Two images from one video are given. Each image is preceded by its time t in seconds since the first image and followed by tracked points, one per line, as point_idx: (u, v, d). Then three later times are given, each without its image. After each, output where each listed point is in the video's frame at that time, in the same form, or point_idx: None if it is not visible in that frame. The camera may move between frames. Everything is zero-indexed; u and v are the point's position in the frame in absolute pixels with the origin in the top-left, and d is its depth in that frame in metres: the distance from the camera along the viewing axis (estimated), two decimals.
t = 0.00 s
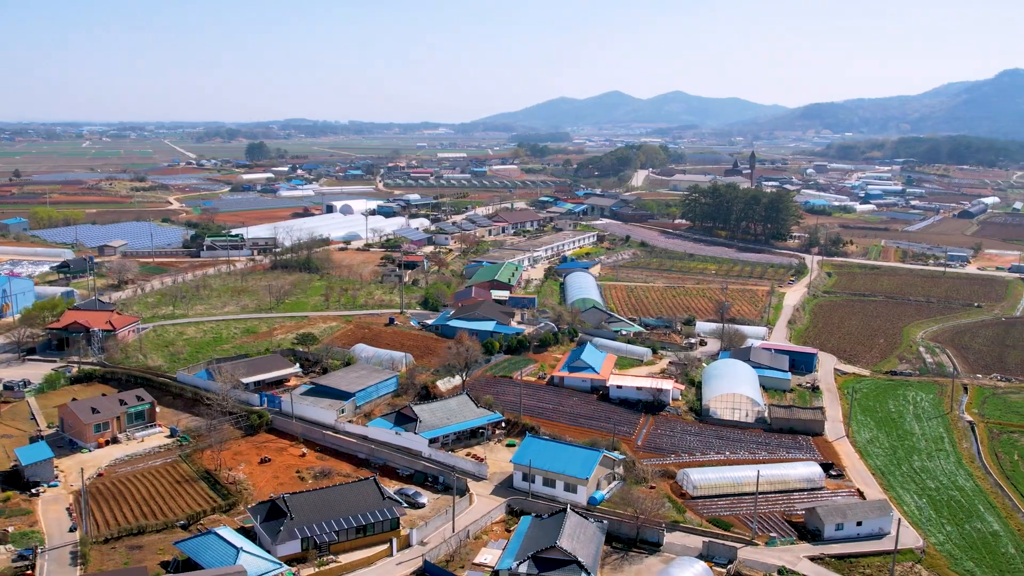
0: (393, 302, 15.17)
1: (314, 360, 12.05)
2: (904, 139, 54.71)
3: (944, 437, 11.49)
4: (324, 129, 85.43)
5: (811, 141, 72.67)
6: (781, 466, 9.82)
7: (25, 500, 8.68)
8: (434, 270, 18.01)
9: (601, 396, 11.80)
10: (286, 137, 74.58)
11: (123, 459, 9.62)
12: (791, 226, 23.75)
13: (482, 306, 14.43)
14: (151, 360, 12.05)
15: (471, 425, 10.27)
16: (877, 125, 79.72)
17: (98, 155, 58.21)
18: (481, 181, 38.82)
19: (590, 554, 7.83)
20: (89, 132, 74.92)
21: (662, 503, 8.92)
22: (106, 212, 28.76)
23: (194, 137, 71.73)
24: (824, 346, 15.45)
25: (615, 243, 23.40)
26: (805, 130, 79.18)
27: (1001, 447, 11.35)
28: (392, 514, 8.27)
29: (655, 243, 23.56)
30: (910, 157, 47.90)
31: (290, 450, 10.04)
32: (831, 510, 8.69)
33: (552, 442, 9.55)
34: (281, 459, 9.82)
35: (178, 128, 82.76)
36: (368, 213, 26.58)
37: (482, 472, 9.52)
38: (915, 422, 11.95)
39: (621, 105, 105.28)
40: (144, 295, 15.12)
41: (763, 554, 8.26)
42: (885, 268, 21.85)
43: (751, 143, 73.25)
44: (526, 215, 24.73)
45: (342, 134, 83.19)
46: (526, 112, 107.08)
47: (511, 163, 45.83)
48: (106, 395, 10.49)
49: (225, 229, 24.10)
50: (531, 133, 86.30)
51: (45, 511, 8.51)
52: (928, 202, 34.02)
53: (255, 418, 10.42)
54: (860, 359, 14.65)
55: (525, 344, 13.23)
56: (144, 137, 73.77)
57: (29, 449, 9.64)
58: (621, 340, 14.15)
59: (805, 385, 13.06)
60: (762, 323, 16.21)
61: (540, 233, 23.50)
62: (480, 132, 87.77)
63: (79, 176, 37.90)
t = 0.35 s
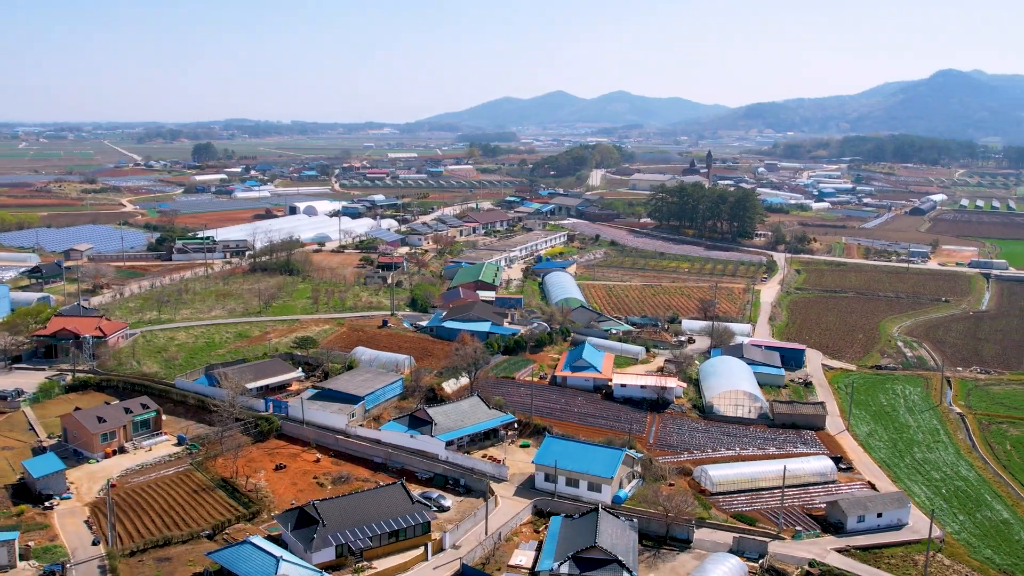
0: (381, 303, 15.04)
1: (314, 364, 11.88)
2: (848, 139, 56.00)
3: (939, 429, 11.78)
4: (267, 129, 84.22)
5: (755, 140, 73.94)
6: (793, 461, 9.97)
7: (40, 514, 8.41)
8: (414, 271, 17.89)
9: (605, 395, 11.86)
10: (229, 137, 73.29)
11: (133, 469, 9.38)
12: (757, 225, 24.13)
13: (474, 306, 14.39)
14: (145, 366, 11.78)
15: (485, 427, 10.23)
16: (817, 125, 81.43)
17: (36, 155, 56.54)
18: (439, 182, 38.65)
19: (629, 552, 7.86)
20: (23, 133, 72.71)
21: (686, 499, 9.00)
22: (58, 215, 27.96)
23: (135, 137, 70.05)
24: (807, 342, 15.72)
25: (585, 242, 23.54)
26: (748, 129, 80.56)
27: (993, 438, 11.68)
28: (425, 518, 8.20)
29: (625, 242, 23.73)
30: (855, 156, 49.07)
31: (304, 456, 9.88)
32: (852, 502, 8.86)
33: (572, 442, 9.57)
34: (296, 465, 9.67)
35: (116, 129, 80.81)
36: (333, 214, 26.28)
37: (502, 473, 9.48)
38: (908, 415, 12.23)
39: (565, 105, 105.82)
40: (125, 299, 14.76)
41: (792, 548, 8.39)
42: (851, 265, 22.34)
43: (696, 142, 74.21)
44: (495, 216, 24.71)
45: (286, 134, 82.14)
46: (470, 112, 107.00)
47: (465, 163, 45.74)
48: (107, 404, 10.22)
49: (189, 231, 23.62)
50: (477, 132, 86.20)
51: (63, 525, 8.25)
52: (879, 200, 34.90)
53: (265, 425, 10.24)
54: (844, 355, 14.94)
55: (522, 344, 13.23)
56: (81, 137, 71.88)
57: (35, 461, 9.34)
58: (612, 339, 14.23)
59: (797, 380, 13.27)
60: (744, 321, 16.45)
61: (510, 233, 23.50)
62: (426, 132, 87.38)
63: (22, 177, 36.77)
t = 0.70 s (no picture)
0: (367, 305, 14.89)
1: (313, 368, 11.71)
2: (789, 138, 57.16)
3: (928, 420, 12.09)
4: (205, 129, 82.65)
5: (697, 139, 74.95)
6: (803, 455, 10.14)
7: (56, 527, 8.14)
8: (391, 272, 17.76)
9: (606, 394, 11.90)
10: (168, 137, 71.72)
11: (144, 479, 9.13)
12: (720, 223, 24.49)
13: (462, 306, 14.32)
14: (138, 373, 11.48)
15: (497, 428, 10.20)
16: (756, 124, 82.92)
17: None
18: (393, 182, 38.41)
19: (665, 549, 7.92)
20: None
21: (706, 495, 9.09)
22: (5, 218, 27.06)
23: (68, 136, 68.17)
24: (786, 338, 16.00)
25: (553, 241, 23.62)
26: (689, 129, 81.64)
27: (981, 428, 12.03)
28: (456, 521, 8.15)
29: (591, 241, 23.87)
30: (799, 155, 50.11)
31: (317, 461, 9.73)
32: (869, 494, 9.05)
33: (589, 442, 9.59)
34: (311, 471, 9.52)
35: (48, 129, 78.47)
36: (294, 215, 25.92)
37: (521, 474, 9.47)
38: (897, 408, 12.51)
39: (506, 104, 105.98)
40: (102, 305, 14.36)
41: (816, 541, 8.54)
42: (813, 262, 22.80)
43: (638, 142, 74.96)
44: (461, 216, 24.64)
45: (225, 133, 80.75)
46: (411, 112, 106.51)
47: (416, 163, 45.51)
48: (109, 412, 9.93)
49: (149, 233, 23.06)
50: (420, 132, 85.82)
51: (82, 539, 7.98)
52: (828, 198, 35.71)
53: (274, 430, 10.05)
54: (825, 350, 15.24)
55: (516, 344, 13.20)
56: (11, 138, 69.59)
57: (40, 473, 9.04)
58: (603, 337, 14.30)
59: (786, 375, 13.50)
60: (724, 318, 16.67)
61: (478, 233, 23.46)
62: (367, 131, 86.68)
63: None
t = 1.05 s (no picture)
0: (354, 306, 14.72)
1: (313, 372, 11.53)
2: (734, 137, 58.04)
3: (919, 413, 12.38)
4: (142, 129, 80.78)
5: (640, 138, 75.66)
6: (811, 449, 10.32)
7: (77, 541, 7.90)
8: (370, 273, 17.57)
9: (608, 393, 11.95)
10: (104, 138, 69.90)
11: (159, 489, 8.90)
12: (685, 221, 24.76)
13: (452, 307, 14.25)
14: (134, 380, 11.17)
15: (511, 429, 10.18)
16: (697, 123, 84.06)
17: None
18: (347, 182, 38.02)
19: (699, 545, 8.01)
20: None
21: (728, 491, 9.20)
22: None
23: None
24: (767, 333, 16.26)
25: (522, 241, 23.62)
26: (631, 128, 82.39)
27: (969, 419, 12.36)
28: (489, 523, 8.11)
29: (560, 241, 23.94)
30: (745, 154, 50.94)
31: (332, 466, 9.60)
32: (883, 486, 9.25)
33: (607, 441, 9.63)
34: (328, 476, 9.38)
35: None
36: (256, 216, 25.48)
37: (540, 474, 9.47)
38: (887, 400, 12.80)
39: (448, 104, 105.69)
40: (81, 310, 13.94)
41: (839, 533, 8.70)
42: (778, 259, 23.19)
43: (583, 141, 75.38)
44: (428, 216, 24.49)
45: (162, 133, 79.03)
46: (352, 111, 105.53)
47: (367, 163, 45.11)
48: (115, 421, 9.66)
49: (108, 235, 22.44)
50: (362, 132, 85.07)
51: (108, 551, 7.74)
52: (779, 196, 36.36)
53: (285, 436, 9.88)
54: (808, 346, 15.51)
55: (512, 344, 13.17)
56: None
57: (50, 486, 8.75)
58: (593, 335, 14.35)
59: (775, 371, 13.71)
60: (704, 314, 16.86)
61: (446, 233, 23.35)
62: (309, 131, 85.61)
63: None
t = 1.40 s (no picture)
0: (356, 308, 14.60)
1: (330, 375, 11.41)
2: (695, 137, 58.61)
3: (924, 407, 12.62)
4: (92, 129, 79.13)
5: (600, 138, 76.08)
6: (832, 444, 10.46)
7: (119, 550, 7.72)
8: (364, 275, 17.44)
9: (623, 392, 11.99)
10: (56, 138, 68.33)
11: (193, 496, 8.74)
12: (665, 220, 24.96)
13: (457, 309, 14.21)
14: (147, 386, 10.95)
15: (539, 429, 10.18)
16: (654, 122, 84.76)
17: None
18: (316, 182, 37.65)
19: (745, 541, 8.10)
20: None
21: (760, 487, 9.30)
22: None
23: None
24: (762, 330, 16.46)
25: (505, 241, 23.61)
26: (590, 128, 82.75)
27: (972, 412, 12.63)
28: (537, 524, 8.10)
29: (542, 240, 23.97)
30: (708, 154, 51.51)
31: (363, 469, 9.51)
32: (911, 479, 9.41)
33: (639, 440, 9.68)
34: (361, 480, 9.29)
35: None
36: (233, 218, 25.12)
37: (573, 474, 9.48)
38: (890, 396, 13.02)
39: (404, 104, 105.21)
40: (77, 315, 13.63)
41: (873, 526, 8.85)
42: (758, 257, 23.48)
43: (543, 141, 75.56)
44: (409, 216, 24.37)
45: (114, 134, 77.49)
46: (307, 111, 104.54)
47: (332, 163, 44.71)
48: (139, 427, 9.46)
49: (83, 237, 21.95)
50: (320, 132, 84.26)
51: (153, 561, 7.57)
52: (747, 195, 36.83)
53: (312, 440, 9.76)
54: (804, 342, 15.73)
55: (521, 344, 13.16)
56: None
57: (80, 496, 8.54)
58: (597, 334, 14.40)
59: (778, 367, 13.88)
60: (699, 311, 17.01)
61: (430, 233, 23.25)
62: (265, 130, 84.62)
63: None
